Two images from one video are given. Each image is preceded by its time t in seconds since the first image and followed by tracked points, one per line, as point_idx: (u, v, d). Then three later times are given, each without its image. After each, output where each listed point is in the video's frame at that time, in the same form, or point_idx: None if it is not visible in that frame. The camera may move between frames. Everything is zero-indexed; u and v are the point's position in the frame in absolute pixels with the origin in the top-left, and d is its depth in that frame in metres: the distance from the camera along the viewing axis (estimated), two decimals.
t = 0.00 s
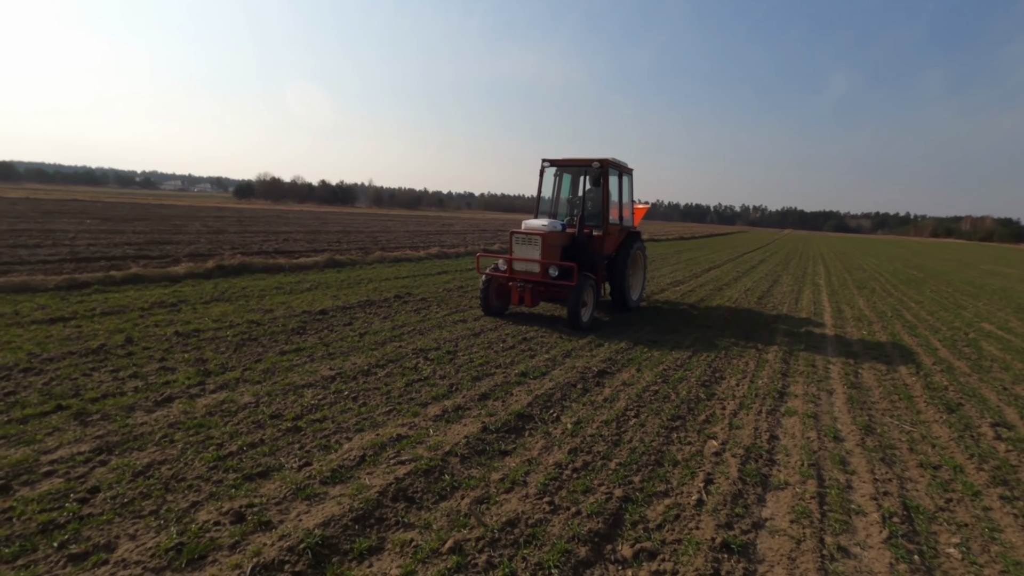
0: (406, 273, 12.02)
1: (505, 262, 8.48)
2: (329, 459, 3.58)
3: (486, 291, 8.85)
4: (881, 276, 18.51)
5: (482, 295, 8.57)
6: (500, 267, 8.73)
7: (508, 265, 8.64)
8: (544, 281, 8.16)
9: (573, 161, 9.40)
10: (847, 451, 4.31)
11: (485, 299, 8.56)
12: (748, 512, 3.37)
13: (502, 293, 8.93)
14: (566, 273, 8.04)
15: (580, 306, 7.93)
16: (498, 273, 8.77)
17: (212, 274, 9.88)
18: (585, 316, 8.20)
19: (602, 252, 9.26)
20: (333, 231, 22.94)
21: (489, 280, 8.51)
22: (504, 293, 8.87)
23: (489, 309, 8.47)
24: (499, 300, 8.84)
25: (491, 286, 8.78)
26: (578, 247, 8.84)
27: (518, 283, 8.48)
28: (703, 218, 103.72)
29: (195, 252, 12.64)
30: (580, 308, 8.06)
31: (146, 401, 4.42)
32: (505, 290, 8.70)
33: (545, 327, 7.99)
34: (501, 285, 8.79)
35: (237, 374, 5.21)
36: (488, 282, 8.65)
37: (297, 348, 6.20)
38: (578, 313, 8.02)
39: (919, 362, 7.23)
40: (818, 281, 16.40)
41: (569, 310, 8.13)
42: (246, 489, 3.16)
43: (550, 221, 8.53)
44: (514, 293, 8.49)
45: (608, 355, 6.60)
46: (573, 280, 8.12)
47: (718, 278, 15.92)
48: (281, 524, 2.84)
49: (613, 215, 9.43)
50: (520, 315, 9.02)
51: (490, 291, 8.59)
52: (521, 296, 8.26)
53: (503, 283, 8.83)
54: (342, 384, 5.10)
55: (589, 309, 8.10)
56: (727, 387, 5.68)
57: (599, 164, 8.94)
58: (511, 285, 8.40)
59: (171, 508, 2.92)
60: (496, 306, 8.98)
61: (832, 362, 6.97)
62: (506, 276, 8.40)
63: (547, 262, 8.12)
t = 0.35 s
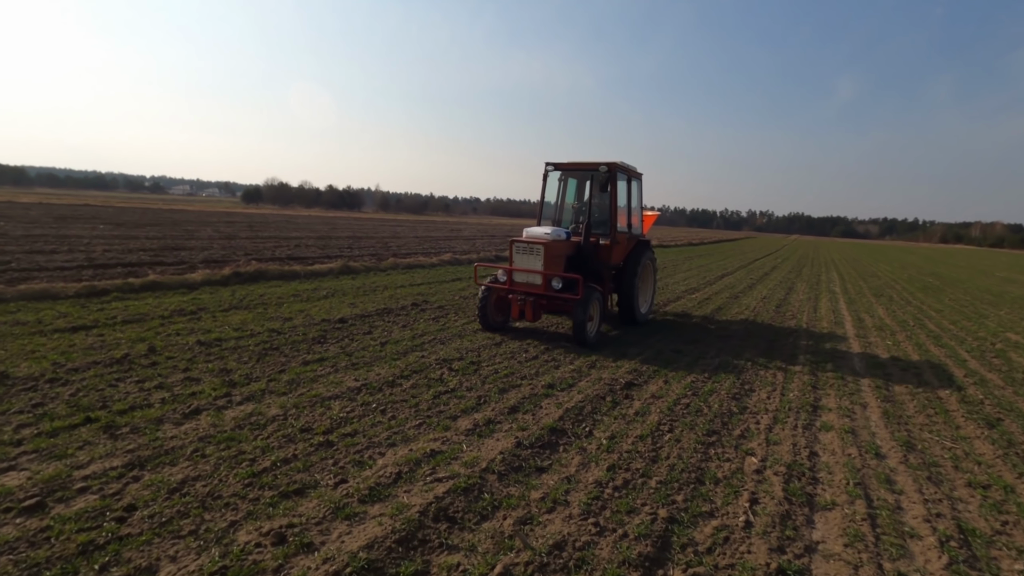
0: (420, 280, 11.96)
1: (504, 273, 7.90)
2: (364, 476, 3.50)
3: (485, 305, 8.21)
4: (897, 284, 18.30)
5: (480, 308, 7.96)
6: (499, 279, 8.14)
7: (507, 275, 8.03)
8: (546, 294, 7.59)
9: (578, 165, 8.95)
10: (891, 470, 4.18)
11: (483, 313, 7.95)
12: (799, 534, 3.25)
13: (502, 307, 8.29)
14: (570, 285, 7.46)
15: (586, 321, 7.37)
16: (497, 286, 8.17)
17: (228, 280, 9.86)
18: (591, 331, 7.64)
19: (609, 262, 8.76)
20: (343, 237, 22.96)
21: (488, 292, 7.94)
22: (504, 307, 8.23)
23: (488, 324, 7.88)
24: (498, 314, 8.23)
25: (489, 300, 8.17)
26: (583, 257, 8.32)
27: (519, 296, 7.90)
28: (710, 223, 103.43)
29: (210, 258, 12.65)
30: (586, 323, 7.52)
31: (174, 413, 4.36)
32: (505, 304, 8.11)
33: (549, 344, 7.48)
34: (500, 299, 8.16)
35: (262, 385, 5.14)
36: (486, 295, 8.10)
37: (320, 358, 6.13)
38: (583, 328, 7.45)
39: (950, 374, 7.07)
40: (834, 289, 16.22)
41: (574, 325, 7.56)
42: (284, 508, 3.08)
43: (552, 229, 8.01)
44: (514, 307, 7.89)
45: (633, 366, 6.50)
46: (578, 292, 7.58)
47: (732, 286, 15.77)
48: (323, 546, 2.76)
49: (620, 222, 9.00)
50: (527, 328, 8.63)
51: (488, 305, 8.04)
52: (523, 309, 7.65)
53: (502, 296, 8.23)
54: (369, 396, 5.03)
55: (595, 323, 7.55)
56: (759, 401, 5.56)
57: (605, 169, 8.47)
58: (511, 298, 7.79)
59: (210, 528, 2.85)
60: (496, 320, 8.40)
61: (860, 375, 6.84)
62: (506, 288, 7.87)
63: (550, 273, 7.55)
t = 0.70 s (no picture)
0: (433, 282, 11.95)
1: (500, 278, 7.37)
2: (401, 481, 3.49)
3: (479, 312, 7.65)
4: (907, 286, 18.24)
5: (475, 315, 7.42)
6: (494, 285, 7.60)
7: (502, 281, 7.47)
8: (545, 301, 7.06)
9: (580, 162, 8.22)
10: (926, 476, 4.15)
11: (478, 321, 7.40)
12: (841, 541, 3.23)
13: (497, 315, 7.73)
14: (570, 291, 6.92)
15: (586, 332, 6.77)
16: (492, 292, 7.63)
17: (243, 282, 9.87)
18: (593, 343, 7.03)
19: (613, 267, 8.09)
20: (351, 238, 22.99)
21: (483, 299, 7.40)
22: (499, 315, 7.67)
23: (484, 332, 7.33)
24: (494, 322, 7.68)
25: (484, 307, 7.61)
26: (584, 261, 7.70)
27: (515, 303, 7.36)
28: (713, 225, 103.28)
29: (222, 260, 12.67)
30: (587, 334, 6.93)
31: (204, 416, 4.36)
32: (501, 312, 7.55)
33: (549, 353, 7.02)
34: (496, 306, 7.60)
35: (288, 388, 5.14)
36: (481, 301, 7.59)
37: (342, 361, 6.13)
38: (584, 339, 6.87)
39: (972, 379, 7.03)
40: (845, 291, 16.17)
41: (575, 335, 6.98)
42: (325, 513, 3.07)
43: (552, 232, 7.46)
44: (511, 314, 7.34)
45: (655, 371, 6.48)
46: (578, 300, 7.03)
47: (742, 288, 15.73)
48: (369, 552, 2.75)
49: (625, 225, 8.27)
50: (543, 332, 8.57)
51: (483, 312, 7.53)
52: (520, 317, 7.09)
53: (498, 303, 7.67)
54: (395, 400, 5.01)
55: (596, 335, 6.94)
56: (784, 405, 5.53)
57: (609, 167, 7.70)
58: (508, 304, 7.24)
59: (256, 533, 2.84)
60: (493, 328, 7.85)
61: (882, 379, 6.80)
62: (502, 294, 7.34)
63: (549, 278, 7.02)
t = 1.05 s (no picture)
0: (443, 284, 12.00)
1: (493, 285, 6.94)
2: (437, 483, 3.54)
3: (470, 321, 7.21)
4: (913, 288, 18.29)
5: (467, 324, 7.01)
6: (485, 292, 7.17)
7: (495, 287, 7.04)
8: (541, 309, 6.66)
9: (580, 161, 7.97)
10: (951, 478, 4.20)
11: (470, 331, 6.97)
12: (873, 543, 3.28)
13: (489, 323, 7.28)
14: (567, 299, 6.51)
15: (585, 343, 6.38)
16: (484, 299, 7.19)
17: (256, 284, 9.92)
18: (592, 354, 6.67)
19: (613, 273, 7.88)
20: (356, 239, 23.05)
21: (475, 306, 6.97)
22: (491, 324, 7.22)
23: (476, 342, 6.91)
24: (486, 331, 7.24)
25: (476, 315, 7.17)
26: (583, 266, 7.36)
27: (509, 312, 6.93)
28: (714, 225, 103.41)
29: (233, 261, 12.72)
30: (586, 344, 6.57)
31: (235, 419, 4.41)
32: (494, 320, 7.11)
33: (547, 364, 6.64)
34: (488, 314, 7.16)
35: (314, 390, 5.19)
36: (473, 309, 7.20)
37: (364, 363, 6.18)
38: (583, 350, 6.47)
39: (987, 382, 7.08)
40: (851, 293, 16.21)
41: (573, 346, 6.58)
42: (367, 515, 3.12)
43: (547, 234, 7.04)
44: (504, 324, 6.89)
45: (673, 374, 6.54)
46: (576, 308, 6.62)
47: (749, 290, 15.78)
48: (415, 553, 2.81)
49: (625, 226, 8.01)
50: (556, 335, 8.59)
51: (475, 321, 7.13)
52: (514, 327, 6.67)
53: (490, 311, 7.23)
54: (420, 403, 5.06)
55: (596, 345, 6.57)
56: (804, 408, 5.57)
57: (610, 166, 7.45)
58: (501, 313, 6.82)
59: (302, 535, 2.89)
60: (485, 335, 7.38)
61: (898, 382, 6.84)
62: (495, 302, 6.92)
63: (544, 285, 6.62)
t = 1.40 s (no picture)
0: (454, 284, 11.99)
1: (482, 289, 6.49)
2: (463, 484, 3.53)
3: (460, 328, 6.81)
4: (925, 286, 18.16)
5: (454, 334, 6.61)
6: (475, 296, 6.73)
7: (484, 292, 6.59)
8: (533, 316, 6.22)
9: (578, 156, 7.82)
10: (978, 479, 4.15)
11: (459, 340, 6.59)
12: (905, 544, 3.25)
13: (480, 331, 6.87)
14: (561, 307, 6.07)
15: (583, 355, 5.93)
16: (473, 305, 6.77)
17: (269, 284, 9.94)
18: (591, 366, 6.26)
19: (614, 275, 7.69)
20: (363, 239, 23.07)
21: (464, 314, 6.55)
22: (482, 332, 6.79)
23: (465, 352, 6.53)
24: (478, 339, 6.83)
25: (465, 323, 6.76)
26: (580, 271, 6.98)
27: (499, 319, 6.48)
28: (719, 224, 103.04)
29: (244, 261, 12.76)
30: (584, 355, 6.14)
31: (258, 419, 4.42)
32: (484, 328, 6.68)
33: (539, 375, 6.20)
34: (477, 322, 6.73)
35: (334, 390, 5.19)
36: (463, 316, 6.80)
37: (381, 363, 6.18)
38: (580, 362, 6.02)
39: (1007, 381, 7.01)
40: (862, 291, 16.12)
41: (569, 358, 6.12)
42: (396, 516, 3.12)
43: (541, 234, 6.60)
44: (494, 332, 6.47)
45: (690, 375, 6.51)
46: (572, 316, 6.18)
47: (759, 288, 15.70)
48: (447, 554, 2.80)
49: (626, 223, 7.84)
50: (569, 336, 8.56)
51: (464, 328, 6.73)
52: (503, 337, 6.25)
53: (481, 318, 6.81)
54: (440, 403, 5.05)
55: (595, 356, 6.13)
56: (824, 409, 5.53)
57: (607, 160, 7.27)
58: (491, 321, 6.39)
59: (334, 535, 2.90)
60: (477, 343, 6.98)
61: (917, 383, 6.79)
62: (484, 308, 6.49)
63: (537, 291, 6.17)
